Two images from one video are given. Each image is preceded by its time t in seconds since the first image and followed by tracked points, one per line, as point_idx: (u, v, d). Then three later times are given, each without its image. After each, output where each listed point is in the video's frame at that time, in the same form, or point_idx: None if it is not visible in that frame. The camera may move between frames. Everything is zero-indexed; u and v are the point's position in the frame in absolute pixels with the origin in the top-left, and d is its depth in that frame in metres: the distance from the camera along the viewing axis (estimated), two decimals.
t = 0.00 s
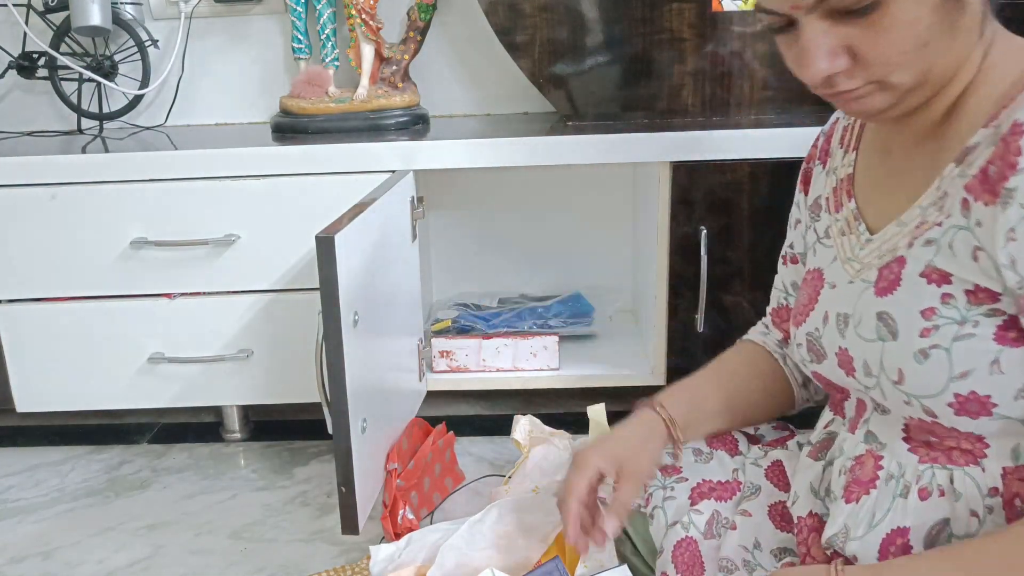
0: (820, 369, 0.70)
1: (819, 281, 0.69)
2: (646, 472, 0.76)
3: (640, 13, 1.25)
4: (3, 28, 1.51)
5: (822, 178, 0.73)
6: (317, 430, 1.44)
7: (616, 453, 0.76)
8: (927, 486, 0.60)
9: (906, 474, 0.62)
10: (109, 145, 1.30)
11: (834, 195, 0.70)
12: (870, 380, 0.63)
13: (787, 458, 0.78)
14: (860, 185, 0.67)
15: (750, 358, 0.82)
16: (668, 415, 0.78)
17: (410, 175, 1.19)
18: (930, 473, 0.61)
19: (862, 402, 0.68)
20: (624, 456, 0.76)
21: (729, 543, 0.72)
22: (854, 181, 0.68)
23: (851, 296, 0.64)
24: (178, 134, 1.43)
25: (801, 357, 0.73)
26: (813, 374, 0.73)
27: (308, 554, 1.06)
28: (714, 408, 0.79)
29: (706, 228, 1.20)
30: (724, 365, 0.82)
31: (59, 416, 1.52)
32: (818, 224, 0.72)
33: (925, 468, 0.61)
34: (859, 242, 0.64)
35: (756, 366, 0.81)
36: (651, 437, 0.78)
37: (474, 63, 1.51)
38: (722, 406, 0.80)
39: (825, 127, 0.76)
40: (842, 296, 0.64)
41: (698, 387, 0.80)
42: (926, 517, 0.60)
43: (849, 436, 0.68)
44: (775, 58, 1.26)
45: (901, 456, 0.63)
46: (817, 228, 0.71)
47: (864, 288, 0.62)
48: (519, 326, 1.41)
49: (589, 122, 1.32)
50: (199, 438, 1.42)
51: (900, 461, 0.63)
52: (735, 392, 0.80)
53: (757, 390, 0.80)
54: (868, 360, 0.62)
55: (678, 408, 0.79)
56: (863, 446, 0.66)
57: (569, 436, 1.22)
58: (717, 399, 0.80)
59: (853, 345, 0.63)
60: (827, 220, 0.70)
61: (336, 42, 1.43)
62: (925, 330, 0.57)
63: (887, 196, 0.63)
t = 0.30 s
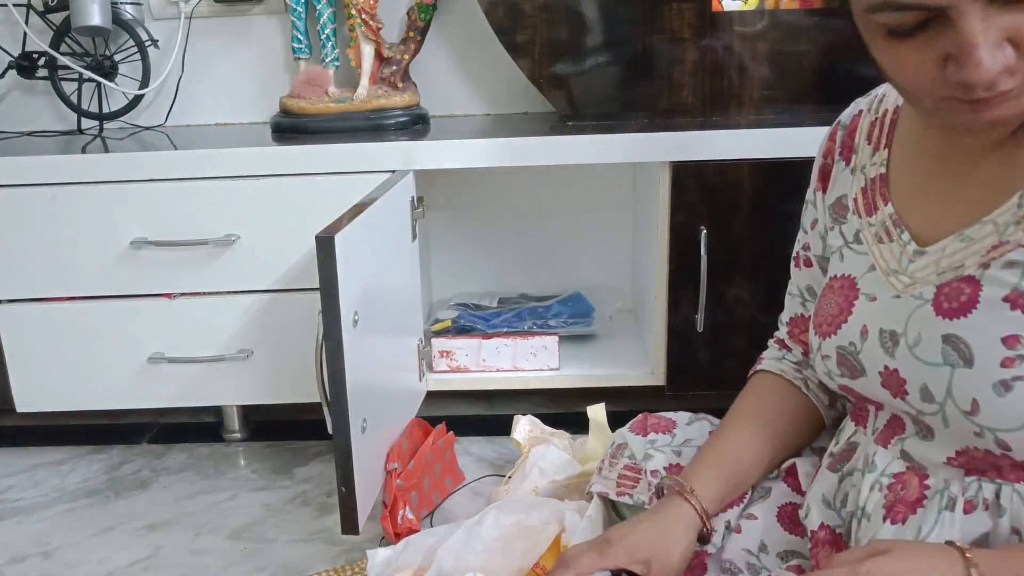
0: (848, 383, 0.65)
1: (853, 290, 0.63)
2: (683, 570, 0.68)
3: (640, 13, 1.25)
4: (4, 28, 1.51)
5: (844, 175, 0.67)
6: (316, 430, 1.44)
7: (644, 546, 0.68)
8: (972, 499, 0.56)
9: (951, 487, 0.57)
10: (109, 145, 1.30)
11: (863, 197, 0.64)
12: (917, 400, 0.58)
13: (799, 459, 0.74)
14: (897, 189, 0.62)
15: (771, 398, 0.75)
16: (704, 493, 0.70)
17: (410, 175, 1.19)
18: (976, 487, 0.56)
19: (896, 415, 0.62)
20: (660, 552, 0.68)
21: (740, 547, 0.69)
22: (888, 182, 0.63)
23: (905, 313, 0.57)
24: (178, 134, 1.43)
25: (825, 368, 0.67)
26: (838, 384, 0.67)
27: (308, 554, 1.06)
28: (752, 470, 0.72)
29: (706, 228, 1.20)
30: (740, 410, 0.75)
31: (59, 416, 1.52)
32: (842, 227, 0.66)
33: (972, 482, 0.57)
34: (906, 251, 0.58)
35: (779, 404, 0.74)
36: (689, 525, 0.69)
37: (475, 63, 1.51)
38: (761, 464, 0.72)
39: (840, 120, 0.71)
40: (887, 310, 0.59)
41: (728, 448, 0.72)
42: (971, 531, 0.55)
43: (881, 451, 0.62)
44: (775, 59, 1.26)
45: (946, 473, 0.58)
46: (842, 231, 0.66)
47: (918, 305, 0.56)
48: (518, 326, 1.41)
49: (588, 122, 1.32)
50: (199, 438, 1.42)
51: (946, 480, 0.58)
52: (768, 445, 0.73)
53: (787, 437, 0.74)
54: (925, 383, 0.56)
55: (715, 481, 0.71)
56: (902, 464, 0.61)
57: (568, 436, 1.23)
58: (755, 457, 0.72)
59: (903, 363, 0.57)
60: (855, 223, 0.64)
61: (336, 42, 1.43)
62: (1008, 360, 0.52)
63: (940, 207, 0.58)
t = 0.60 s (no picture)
0: (872, 391, 0.63)
1: (882, 297, 0.60)
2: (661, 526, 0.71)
3: (640, 13, 1.25)
4: (4, 28, 1.51)
5: (872, 168, 0.65)
6: (316, 430, 1.44)
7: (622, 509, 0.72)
8: (999, 519, 0.55)
9: (978, 506, 0.56)
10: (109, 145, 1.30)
11: (894, 195, 0.62)
12: (956, 421, 0.56)
13: (799, 459, 0.75)
14: (930, 188, 0.60)
15: (770, 383, 0.75)
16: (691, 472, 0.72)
17: (410, 175, 1.19)
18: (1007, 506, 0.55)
19: (918, 427, 0.61)
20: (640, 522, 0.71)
21: (746, 546, 0.67)
22: (923, 181, 0.60)
23: (945, 329, 0.55)
24: (179, 134, 1.43)
25: (844, 375, 0.66)
26: (858, 391, 0.65)
27: (308, 554, 1.06)
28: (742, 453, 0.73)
29: (706, 229, 1.20)
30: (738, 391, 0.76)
31: (59, 416, 1.52)
32: (870, 225, 0.63)
33: (1002, 501, 0.56)
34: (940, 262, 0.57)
35: (777, 387, 0.75)
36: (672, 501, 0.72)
37: (474, 63, 1.51)
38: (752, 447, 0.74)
39: (866, 107, 0.68)
40: (924, 325, 0.57)
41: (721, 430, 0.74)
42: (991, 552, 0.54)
43: (907, 466, 0.61)
44: (775, 59, 1.26)
45: (976, 490, 0.57)
46: (870, 229, 0.63)
47: (963, 323, 0.54)
48: (519, 326, 1.41)
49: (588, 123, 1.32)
50: (199, 438, 1.43)
51: (975, 498, 0.57)
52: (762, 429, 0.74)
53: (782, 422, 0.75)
54: (967, 406, 0.54)
55: (704, 463, 0.72)
56: (931, 479, 0.60)
57: (568, 436, 1.23)
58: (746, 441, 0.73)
59: (942, 381, 0.55)
60: (885, 223, 0.62)
61: (336, 42, 1.42)
62: None
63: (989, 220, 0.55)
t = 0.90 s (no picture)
0: (893, 397, 0.63)
1: (910, 302, 0.60)
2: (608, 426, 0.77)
3: (640, 13, 1.25)
4: (4, 28, 1.51)
5: (900, 165, 0.64)
6: (316, 430, 1.44)
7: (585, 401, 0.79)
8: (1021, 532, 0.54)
9: (1000, 519, 0.56)
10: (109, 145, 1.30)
11: (923, 195, 0.62)
12: (986, 436, 0.56)
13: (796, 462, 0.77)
14: (960, 188, 0.59)
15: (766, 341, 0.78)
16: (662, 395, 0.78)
17: (410, 175, 1.19)
18: None
19: (938, 436, 0.62)
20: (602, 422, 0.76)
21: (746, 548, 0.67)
22: (954, 181, 0.60)
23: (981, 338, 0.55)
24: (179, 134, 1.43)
25: (865, 379, 0.66)
26: (879, 396, 0.65)
27: (308, 554, 1.06)
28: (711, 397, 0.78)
29: (706, 229, 1.20)
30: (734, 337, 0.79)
31: (59, 416, 1.52)
32: (897, 225, 0.63)
33: None
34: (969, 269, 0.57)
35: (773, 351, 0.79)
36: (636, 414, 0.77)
37: (475, 63, 1.51)
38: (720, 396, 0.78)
39: (896, 102, 0.67)
40: (957, 335, 0.56)
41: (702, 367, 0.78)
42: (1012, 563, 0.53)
43: (925, 474, 0.61)
44: (775, 58, 1.26)
45: (997, 503, 0.57)
46: (897, 230, 0.63)
47: (999, 335, 0.54)
48: (519, 326, 1.41)
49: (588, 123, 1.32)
50: (199, 438, 1.42)
51: (996, 510, 0.57)
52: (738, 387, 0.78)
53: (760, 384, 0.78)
54: (1001, 422, 0.54)
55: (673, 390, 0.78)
56: (949, 488, 0.60)
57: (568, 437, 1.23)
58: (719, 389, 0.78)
59: (973, 395, 0.55)
60: (912, 224, 0.62)
61: (336, 43, 1.42)
62: None
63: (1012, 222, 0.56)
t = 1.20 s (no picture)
0: (910, 396, 0.63)
1: (932, 302, 0.60)
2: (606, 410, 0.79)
3: (641, 13, 1.25)
4: (4, 28, 1.51)
5: (932, 162, 0.64)
6: (316, 430, 1.44)
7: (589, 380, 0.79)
8: None
9: (1015, 517, 0.56)
10: (109, 145, 1.29)
11: (952, 194, 0.60)
12: (1003, 441, 0.56)
13: (798, 460, 0.77)
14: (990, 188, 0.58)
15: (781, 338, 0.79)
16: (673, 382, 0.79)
17: (410, 175, 1.19)
18: None
19: (954, 434, 0.62)
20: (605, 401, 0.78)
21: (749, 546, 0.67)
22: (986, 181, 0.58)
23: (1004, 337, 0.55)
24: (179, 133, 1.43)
25: (881, 375, 0.66)
26: (896, 393, 0.65)
27: (308, 554, 1.06)
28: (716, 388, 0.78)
29: (706, 229, 1.20)
30: (747, 329, 0.80)
31: (60, 416, 1.52)
32: (922, 222, 0.63)
33: None
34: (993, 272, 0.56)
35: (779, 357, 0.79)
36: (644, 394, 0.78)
37: (475, 62, 1.51)
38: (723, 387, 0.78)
39: (933, 97, 0.66)
40: (977, 337, 0.56)
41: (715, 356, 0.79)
42: None
43: (939, 471, 0.61)
44: (775, 58, 1.26)
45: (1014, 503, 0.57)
46: (922, 227, 0.63)
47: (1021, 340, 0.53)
48: (519, 326, 1.41)
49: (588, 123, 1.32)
50: (199, 438, 1.42)
51: (1011, 508, 0.57)
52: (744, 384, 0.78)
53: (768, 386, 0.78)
54: (1019, 428, 0.54)
55: (680, 374, 0.79)
56: (964, 487, 0.60)
57: (568, 437, 1.23)
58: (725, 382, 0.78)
59: (991, 400, 0.55)
60: (939, 221, 0.61)
61: (336, 42, 1.42)
62: None
63: None
